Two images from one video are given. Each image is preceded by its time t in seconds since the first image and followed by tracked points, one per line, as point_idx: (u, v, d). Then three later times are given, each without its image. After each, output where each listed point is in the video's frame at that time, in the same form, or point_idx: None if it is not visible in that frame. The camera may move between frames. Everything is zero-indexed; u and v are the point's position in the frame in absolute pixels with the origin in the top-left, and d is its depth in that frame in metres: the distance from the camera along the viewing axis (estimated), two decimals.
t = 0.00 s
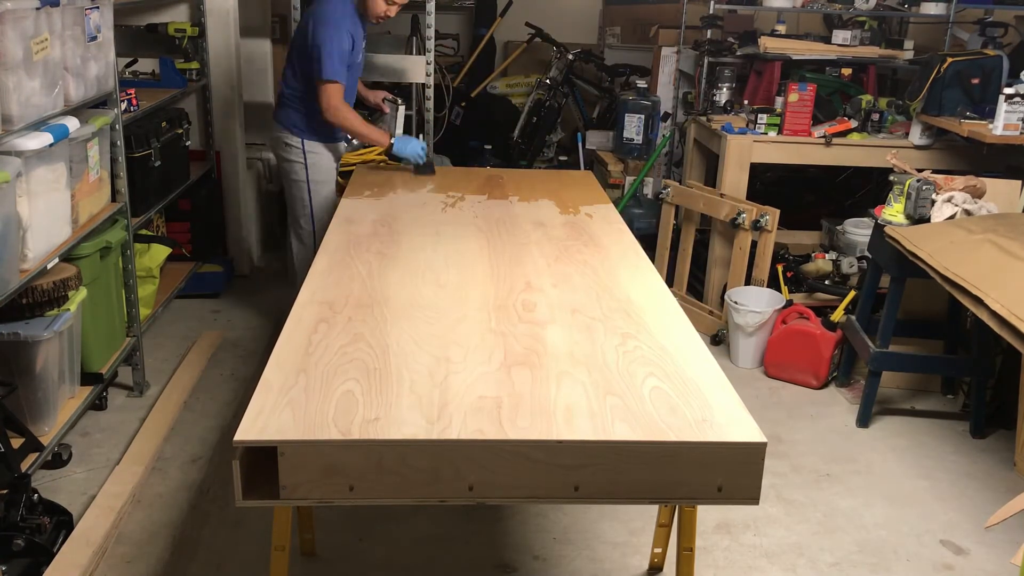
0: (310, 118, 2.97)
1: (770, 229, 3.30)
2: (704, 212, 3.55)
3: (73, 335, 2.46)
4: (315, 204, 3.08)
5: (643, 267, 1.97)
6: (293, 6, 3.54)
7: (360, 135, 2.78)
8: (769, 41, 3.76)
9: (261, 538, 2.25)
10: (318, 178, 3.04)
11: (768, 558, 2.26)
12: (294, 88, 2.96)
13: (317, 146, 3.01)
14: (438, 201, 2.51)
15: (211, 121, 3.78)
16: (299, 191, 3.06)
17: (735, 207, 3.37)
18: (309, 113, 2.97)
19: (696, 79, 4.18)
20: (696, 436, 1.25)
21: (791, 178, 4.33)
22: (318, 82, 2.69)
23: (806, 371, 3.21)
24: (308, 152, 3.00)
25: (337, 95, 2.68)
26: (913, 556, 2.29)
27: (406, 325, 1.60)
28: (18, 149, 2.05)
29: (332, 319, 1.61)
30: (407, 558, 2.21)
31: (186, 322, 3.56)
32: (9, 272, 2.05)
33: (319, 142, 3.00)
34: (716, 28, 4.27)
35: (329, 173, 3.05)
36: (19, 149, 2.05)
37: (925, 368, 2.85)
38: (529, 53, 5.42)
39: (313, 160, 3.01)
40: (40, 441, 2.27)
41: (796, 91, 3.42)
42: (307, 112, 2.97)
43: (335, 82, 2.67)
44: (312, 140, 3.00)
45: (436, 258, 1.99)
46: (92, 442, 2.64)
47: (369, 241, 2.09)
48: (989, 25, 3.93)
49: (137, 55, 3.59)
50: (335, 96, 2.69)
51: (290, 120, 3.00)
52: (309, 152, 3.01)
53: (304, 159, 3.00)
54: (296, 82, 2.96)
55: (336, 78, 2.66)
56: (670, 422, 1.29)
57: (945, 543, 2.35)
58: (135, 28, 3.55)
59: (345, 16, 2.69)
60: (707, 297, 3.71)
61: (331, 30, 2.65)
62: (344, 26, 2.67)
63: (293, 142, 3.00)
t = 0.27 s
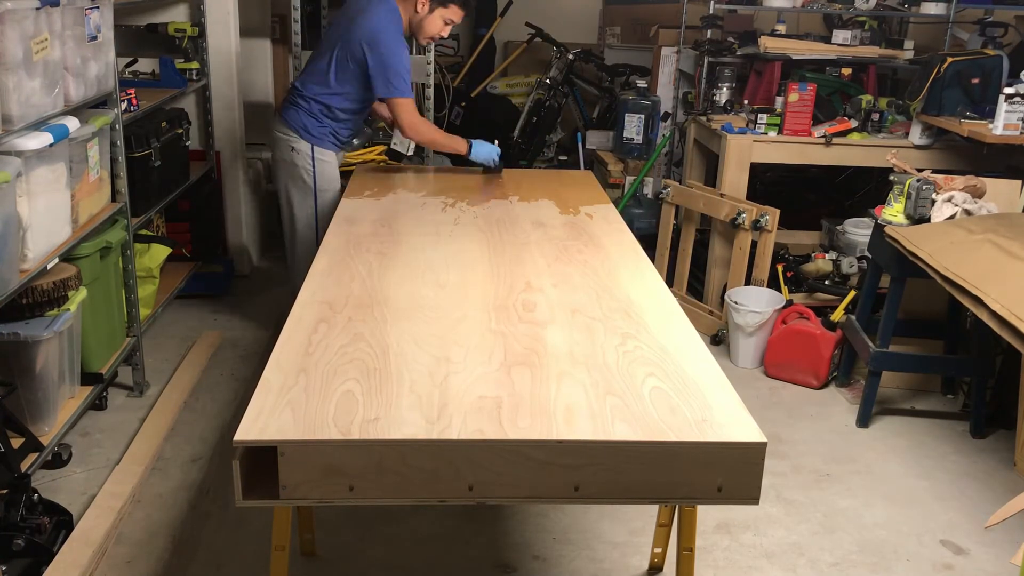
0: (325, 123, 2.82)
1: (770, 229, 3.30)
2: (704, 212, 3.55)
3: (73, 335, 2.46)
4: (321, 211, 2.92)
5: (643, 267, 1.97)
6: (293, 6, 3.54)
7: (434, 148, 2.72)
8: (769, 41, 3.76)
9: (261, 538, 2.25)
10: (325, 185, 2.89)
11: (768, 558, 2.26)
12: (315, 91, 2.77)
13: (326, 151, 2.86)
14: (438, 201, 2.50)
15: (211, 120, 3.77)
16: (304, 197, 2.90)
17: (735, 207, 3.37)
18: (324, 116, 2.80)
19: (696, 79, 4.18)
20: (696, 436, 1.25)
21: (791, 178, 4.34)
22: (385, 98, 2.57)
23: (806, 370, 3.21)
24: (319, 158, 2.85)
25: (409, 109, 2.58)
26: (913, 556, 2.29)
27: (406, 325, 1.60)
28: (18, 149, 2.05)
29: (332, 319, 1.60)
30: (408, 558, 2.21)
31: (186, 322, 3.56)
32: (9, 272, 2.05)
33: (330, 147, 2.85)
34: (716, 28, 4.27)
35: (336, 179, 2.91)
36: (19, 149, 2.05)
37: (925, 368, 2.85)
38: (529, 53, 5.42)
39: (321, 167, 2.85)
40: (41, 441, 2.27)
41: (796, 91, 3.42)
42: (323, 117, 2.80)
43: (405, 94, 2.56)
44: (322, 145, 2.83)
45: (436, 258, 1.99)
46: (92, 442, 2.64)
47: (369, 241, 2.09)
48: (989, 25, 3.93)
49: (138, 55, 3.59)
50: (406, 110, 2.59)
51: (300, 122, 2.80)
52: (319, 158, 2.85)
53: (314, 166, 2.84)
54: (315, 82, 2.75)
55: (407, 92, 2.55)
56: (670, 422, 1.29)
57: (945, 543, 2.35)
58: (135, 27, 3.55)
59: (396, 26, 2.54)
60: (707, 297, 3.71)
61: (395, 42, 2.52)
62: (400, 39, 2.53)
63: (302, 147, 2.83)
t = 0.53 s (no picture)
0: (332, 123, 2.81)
1: (770, 229, 3.30)
2: (704, 212, 3.55)
3: (73, 335, 2.46)
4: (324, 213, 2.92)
5: (643, 267, 1.97)
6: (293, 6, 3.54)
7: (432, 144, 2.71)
8: (769, 41, 3.76)
9: (261, 538, 2.25)
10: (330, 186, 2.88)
11: (768, 558, 2.26)
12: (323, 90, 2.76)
13: (333, 152, 2.84)
14: (438, 201, 2.50)
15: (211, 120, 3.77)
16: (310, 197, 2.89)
17: (735, 207, 3.37)
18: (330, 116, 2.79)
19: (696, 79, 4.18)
20: (696, 436, 1.25)
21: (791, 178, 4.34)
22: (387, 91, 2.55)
23: (806, 371, 3.21)
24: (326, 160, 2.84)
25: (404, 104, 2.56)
26: (913, 556, 2.29)
27: (406, 325, 1.60)
28: (18, 149, 2.05)
29: (332, 319, 1.60)
30: (408, 558, 2.21)
31: (186, 322, 3.56)
32: (9, 272, 2.05)
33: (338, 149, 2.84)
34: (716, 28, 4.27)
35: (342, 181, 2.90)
36: (19, 149, 2.05)
37: (925, 368, 2.85)
38: (529, 53, 5.42)
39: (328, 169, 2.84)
40: (41, 441, 2.27)
41: (796, 91, 3.42)
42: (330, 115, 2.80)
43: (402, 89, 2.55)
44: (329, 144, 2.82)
45: (436, 258, 1.99)
46: (92, 442, 2.64)
47: (369, 241, 2.09)
48: (989, 25, 3.93)
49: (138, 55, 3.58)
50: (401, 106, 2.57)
51: (308, 121, 2.80)
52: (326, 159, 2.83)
53: (320, 168, 2.83)
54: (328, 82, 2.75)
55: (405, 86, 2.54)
56: (670, 422, 1.29)
57: (945, 543, 2.35)
58: (135, 27, 3.53)
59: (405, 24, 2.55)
60: (707, 297, 3.71)
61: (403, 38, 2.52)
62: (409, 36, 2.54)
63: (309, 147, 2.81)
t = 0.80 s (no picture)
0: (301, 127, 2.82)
1: (770, 229, 3.30)
2: (704, 212, 3.55)
3: (73, 335, 2.46)
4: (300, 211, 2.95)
5: (643, 267, 1.97)
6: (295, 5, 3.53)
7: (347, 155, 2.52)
8: (769, 41, 3.76)
9: (261, 538, 2.25)
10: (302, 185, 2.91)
11: (768, 558, 2.26)
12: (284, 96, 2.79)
13: (304, 152, 2.86)
14: (439, 201, 2.51)
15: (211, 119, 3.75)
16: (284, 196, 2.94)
17: (734, 207, 3.37)
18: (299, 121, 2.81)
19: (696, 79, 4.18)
20: (696, 436, 1.25)
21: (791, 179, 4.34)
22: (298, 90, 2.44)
23: (806, 371, 3.21)
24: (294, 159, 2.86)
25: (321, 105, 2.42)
26: (913, 556, 2.29)
27: (405, 325, 1.60)
28: (18, 149, 2.05)
29: (332, 319, 1.61)
30: (408, 558, 2.21)
31: (186, 322, 3.56)
32: (9, 272, 2.05)
33: (306, 149, 2.85)
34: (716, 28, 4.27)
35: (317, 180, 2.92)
36: (19, 149, 2.05)
37: (925, 368, 2.85)
38: (529, 53, 5.42)
39: (297, 168, 2.87)
40: (40, 441, 2.27)
41: (796, 91, 3.42)
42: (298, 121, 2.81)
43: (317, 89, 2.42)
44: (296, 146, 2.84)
45: (435, 258, 1.99)
46: (91, 442, 2.64)
47: (369, 241, 2.09)
48: (989, 25, 3.93)
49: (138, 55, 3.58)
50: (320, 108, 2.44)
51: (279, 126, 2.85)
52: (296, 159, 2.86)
53: (287, 167, 2.87)
54: (288, 89, 2.78)
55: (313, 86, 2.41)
56: (670, 422, 1.29)
57: (945, 543, 2.35)
58: (135, 27, 3.54)
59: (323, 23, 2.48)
60: (707, 297, 3.71)
61: (306, 36, 2.44)
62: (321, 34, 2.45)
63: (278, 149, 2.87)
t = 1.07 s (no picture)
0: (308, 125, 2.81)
1: (770, 229, 3.30)
2: (704, 212, 3.55)
3: (73, 335, 2.46)
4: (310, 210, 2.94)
5: (643, 267, 1.97)
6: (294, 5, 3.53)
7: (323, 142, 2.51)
8: (769, 41, 3.76)
9: (261, 538, 2.25)
10: (313, 183, 2.90)
11: (768, 558, 2.26)
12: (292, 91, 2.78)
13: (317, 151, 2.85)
14: (438, 201, 2.51)
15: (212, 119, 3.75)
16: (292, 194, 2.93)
17: (735, 207, 3.37)
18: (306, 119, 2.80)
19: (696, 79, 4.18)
20: (695, 436, 1.25)
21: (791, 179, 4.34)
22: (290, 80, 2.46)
23: (806, 371, 3.21)
24: (306, 157, 2.85)
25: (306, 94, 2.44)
26: (913, 556, 2.29)
27: (405, 325, 1.60)
28: (18, 149, 2.05)
29: (332, 319, 1.60)
30: (408, 558, 2.21)
31: (186, 322, 3.56)
32: (9, 272, 2.05)
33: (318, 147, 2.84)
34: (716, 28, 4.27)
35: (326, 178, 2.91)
36: (19, 149, 2.05)
37: (925, 368, 2.85)
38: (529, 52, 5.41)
39: (308, 166, 2.87)
40: (40, 441, 2.27)
41: (796, 91, 3.42)
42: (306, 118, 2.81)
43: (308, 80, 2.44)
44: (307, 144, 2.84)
45: (436, 258, 1.99)
46: (91, 442, 2.64)
47: (369, 241, 2.09)
48: (989, 25, 3.93)
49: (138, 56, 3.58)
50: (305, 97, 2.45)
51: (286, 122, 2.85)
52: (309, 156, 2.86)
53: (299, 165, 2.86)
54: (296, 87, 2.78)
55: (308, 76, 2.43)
56: (669, 422, 1.29)
57: (945, 543, 2.35)
58: (135, 28, 3.54)
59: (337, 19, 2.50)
60: (707, 297, 3.71)
61: (318, 32, 2.46)
62: (333, 29, 2.47)
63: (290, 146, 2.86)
